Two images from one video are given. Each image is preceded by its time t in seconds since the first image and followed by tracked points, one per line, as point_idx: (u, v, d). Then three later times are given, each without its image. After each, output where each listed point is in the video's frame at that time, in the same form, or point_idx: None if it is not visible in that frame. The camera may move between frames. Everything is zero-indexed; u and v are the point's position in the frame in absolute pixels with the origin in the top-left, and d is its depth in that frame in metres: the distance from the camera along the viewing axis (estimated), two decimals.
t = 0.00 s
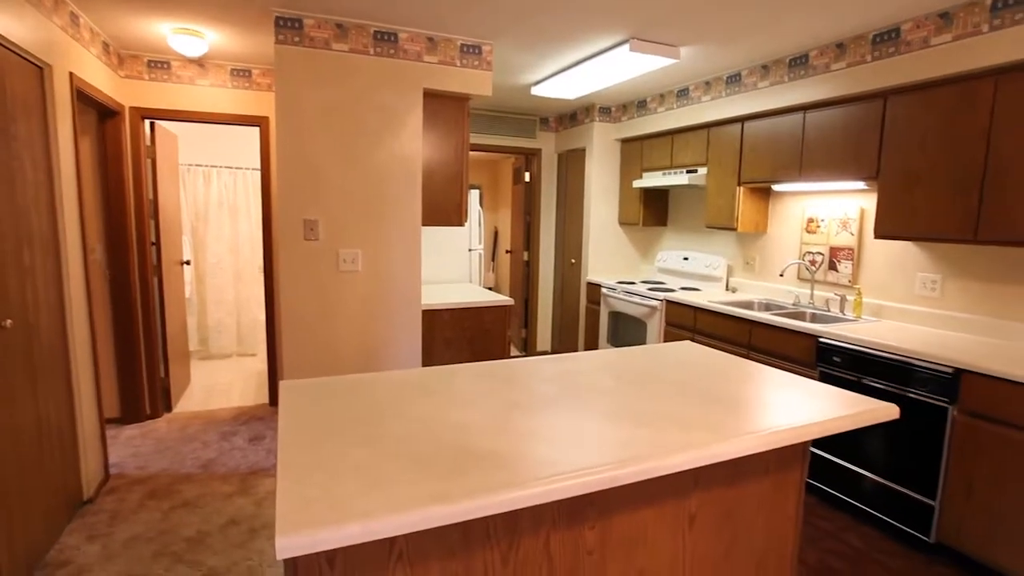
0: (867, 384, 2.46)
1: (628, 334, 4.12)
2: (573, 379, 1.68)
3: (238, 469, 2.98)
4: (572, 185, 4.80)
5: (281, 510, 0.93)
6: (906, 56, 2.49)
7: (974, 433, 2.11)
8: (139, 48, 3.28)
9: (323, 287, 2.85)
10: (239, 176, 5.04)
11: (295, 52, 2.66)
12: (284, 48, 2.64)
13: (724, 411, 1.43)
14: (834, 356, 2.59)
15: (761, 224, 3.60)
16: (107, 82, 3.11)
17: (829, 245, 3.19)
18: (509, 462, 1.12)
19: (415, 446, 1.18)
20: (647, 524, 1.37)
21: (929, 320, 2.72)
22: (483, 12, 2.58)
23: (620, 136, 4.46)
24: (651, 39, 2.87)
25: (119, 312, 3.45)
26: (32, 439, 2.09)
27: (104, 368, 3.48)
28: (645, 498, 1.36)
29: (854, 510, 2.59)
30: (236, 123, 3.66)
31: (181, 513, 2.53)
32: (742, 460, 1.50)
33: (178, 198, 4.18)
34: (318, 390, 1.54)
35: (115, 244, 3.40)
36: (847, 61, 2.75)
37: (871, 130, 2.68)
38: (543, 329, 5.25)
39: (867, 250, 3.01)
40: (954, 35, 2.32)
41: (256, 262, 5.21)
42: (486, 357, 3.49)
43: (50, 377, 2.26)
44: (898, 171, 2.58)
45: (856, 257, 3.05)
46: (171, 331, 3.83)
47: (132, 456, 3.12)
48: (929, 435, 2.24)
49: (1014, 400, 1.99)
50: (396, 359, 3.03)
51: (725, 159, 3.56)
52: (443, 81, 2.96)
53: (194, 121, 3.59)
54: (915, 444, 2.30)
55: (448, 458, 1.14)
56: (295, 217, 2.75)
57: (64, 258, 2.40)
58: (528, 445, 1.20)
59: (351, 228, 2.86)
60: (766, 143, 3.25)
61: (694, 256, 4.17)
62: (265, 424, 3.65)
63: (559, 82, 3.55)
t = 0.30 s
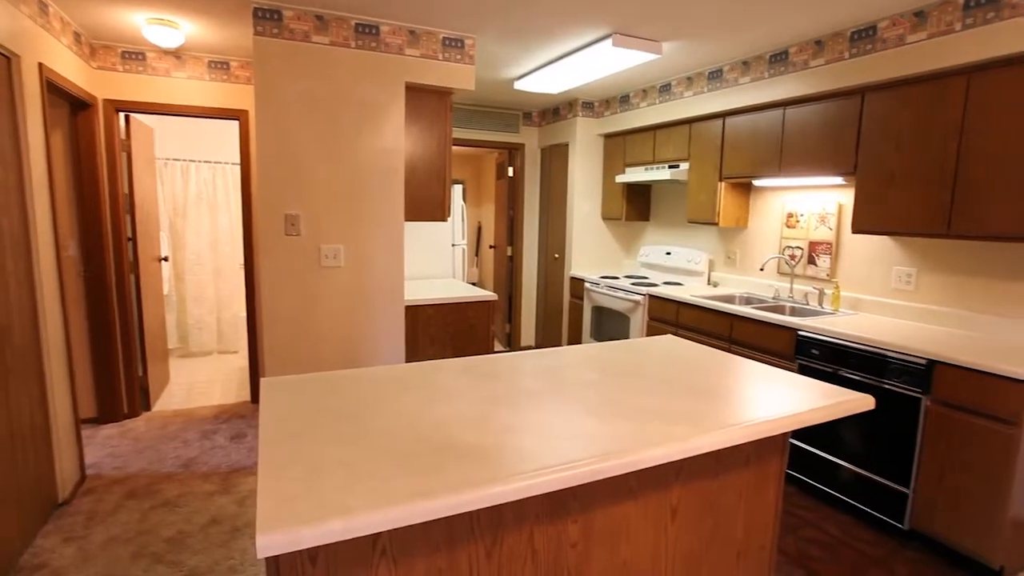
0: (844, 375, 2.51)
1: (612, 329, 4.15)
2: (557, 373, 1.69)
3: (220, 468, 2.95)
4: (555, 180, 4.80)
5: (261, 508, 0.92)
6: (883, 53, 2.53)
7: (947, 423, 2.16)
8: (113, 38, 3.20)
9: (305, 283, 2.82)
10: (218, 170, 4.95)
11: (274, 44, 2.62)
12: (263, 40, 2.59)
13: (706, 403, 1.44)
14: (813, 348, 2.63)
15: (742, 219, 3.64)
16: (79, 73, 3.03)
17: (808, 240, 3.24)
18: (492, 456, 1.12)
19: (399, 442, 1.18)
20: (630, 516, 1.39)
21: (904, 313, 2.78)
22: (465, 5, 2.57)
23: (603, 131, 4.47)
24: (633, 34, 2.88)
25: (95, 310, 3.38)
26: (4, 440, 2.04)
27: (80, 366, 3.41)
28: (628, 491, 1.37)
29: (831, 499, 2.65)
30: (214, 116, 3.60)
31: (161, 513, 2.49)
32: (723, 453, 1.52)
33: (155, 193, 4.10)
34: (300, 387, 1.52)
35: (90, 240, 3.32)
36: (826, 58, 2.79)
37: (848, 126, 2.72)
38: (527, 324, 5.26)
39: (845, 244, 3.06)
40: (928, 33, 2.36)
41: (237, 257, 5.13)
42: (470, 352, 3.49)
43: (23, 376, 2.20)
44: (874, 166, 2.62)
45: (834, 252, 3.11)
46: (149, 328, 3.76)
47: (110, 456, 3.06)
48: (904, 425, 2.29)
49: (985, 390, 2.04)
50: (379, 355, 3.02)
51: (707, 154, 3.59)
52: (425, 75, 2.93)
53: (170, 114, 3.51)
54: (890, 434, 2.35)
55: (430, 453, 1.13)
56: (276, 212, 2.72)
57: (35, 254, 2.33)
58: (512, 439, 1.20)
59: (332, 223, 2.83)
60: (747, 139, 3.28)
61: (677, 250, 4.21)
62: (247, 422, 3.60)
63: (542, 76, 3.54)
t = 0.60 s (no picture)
0: (822, 371, 2.55)
1: (594, 327, 4.17)
2: (539, 372, 1.69)
3: (198, 472, 2.90)
4: (538, 179, 4.81)
5: (239, 512, 0.91)
6: (857, 55, 2.58)
7: (920, 416, 2.22)
8: (84, 33, 3.13)
9: (285, 283, 2.78)
10: (195, 169, 4.86)
11: (252, 41, 2.58)
12: (241, 37, 2.55)
13: (686, 400, 1.46)
14: (791, 345, 2.68)
15: (722, 217, 3.68)
16: (49, 68, 2.95)
17: (787, 238, 3.29)
18: (474, 456, 1.11)
19: (380, 443, 1.17)
20: (612, 514, 1.40)
21: (879, 310, 2.83)
22: (446, 4, 2.56)
23: (584, 130, 4.48)
24: (614, 34, 2.89)
25: (68, 311, 3.30)
26: None
27: (52, 369, 3.32)
28: (610, 488, 1.38)
29: (809, 492, 2.69)
30: (191, 114, 3.53)
31: (138, 518, 2.44)
32: (703, 449, 1.54)
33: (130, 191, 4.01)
34: (279, 388, 1.50)
35: (61, 240, 3.23)
36: (803, 59, 2.83)
37: (825, 126, 2.77)
38: (510, 323, 5.26)
39: (822, 242, 3.11)
40: (901, 36, 2.41)
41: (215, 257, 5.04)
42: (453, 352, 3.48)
43: None
44: (849, 166, 2.67)
45: (812, 250, 3.16)
46: (124, 330, 3.68)
47: (84, 461, 2.99)
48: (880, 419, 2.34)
49: (956, 384, 2.09)
50: (361, 355, 2.99)
51: (687, 153, 3.63)
52: (406, 74, 2.91)
53: (144, 111, 3.44)
54: (867, 428, 2.39)
55: (412, 453, 1.13)
56: (255, 211, 2.68)
57: (3, 254, 2.26)
58: (493, 439, 1.20)
59: (313, 223, 2.80)
60: (727, 138, 3.32)
61: (658, 249, 4.24)
62: (226, 424, 3.55)
63: (524, 75, 3.54)
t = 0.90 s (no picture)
0: (799, 368, 2.59)
1: (576, 327, 4.19)
2: (521, 372, 1.69)
3: (176, 477, 2.84)
4: (519, 179, 4.81)
5: (216, 516, 0.89)
6: (831, 58, 2.63)
7: (893, 411, 2.27)
8: (54, 29, 3.04)
9: (263, 284, 2.74)
10: (171, 168, 4.76)
11: (229, 38, 2.54)
12: (217, 34, 2.51)
13: (667, 398, 1.47)
14: (769, 342, 2.71)
15: (702, 217, 3.73)
16: (16, 65, 2.87)
17: (765, 238, 3.34)
18: (456, 457, 1.11)
19: (361, 444, 1.16)
20: (595, 512, 1.40)
21: (854, 307, 2.89)
22: (426, 3, 2.54)
23: (566, 131, 4.50)
24: (594, 34, 2.91)
25: (37, 314, 3.21)
26: None
27: (21, 374, 3.23)
28: (592, 486, 1.39)
29: (787, 487, 2.74)
30: (166, 112, 3.47)
31: (113, 526, 2.39)
32: (684, 446, 1.55)
33: (103, 192, 3.92)
34: (258, 391, 1.48)
35: (30, 242, 3.14)
36: (780, 61, 2.88)
37: (801, 127, 2.82)
38: (493, 323, 5.26)
39: (799, 241, 3.17)
40: (873, 39, 2.47)
41: (192, 258, 4.95)
42: (435, 352, 3.47)
43: None
44: (825, 167, 2.72)
45: (789, 249, 3.21)
46: (97, 333, 3.59)
47: (55, 468, 2.91)
48: (855, 414, 2.39)
49: (929, 379, 2.15)
50: (342, 357, 2.96)
51: (667, 153, 3.66)
52: (386, 73, 2.89)
53: (118, 109, 3.37)
54: (842, 423, 2.44)
55: (393, 454, 1.12)
56: (233, 211, 2.63)
57: None
58: (475, 439, 1.20)
59: (293, 223, 2.76)
60: (706, 139, 3.36)
61: (639, 249, 4.28)
62: (204, 428, 3.49)
63: (505, 75, 3.54)
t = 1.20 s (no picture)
0: (777, 365, 2.63)
1: (558, 326, 4.20)
2: (503, 372, 1.69)
3: (151, 483, 2.78)
4: (500, 179, 4.81)
5: (191, 522, 0.88)
6: (806, 60, 2.68)
7: (867, 406, 2.32)
8: (20, 23, 2.95)
9: (241, 286, 2.70)
10: (144, 168, 4.66)
11: (203, 35, 2.49)
12: (191, 31, 2.46)
13: (647, 396, 1.48)
14: (748, 340, 2.76)
15: (681, 217, 3.77)
16: None
17: (742, 237, 3.39)
18: (437, 457, 1.11)
19: (340, 447, 1.15)
20: (576, 511, 1.41)
21: (829, 305, 2.95)
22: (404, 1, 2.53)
23: (546, 131, 4.51)
24: (573, 35, 2.92)
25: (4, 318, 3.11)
26: None
27: None
28: (574, 485, 1.40)
29: (766, 483, 2.78)
30: (139, 110, 3.40)
31: (84, 535, 2.33)
32: (664, 444, 1.57)
33: (73, 192, 3.82)
34: (235, 394, 1.45)
35: None
36: (756, 63, 2.92)
37: (777, 128, 2.87)
38: (475, 323, 5.25)
39: (776, 240, 3.22)
40: (846, 42, 2.52)
41: (167, 259, 4.85)
42: (416, 353, 3.45)
43: None
44: (799, 167, 2.77)
45: (766, 248, 3.27)
46: (68, 337, 3.49)
47: (24, 477, 2.83)
48: (831, 410, 2.43)
49: (900, 375, 2.20)
50: (322, 359, 2.93)
51: (647, 153, 3.69)
52: (365, 72, 2.87)
53: (88, 106, 3.29)
54: (818, 419, 2.49)
55: (373, 456, 1.11)
56: (209, 211, 2.58)
57: None
58: (456, 439, 1.20)
59: (271, 223, 2.72)
60: (685, 139, 3.40)
61: (620, 248, 4.31)
62: (181, 433, 3.42)
63: (485, 75, 3.53)
